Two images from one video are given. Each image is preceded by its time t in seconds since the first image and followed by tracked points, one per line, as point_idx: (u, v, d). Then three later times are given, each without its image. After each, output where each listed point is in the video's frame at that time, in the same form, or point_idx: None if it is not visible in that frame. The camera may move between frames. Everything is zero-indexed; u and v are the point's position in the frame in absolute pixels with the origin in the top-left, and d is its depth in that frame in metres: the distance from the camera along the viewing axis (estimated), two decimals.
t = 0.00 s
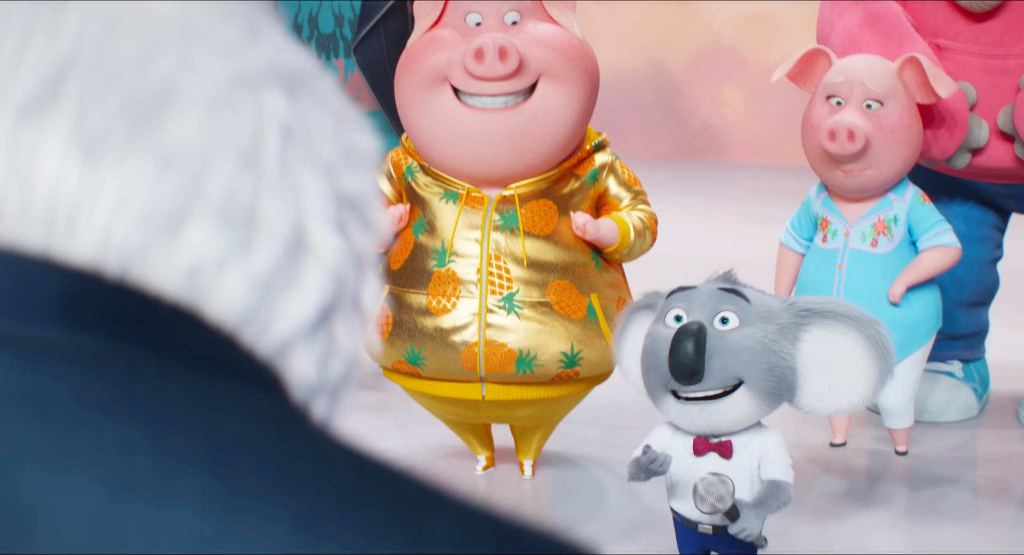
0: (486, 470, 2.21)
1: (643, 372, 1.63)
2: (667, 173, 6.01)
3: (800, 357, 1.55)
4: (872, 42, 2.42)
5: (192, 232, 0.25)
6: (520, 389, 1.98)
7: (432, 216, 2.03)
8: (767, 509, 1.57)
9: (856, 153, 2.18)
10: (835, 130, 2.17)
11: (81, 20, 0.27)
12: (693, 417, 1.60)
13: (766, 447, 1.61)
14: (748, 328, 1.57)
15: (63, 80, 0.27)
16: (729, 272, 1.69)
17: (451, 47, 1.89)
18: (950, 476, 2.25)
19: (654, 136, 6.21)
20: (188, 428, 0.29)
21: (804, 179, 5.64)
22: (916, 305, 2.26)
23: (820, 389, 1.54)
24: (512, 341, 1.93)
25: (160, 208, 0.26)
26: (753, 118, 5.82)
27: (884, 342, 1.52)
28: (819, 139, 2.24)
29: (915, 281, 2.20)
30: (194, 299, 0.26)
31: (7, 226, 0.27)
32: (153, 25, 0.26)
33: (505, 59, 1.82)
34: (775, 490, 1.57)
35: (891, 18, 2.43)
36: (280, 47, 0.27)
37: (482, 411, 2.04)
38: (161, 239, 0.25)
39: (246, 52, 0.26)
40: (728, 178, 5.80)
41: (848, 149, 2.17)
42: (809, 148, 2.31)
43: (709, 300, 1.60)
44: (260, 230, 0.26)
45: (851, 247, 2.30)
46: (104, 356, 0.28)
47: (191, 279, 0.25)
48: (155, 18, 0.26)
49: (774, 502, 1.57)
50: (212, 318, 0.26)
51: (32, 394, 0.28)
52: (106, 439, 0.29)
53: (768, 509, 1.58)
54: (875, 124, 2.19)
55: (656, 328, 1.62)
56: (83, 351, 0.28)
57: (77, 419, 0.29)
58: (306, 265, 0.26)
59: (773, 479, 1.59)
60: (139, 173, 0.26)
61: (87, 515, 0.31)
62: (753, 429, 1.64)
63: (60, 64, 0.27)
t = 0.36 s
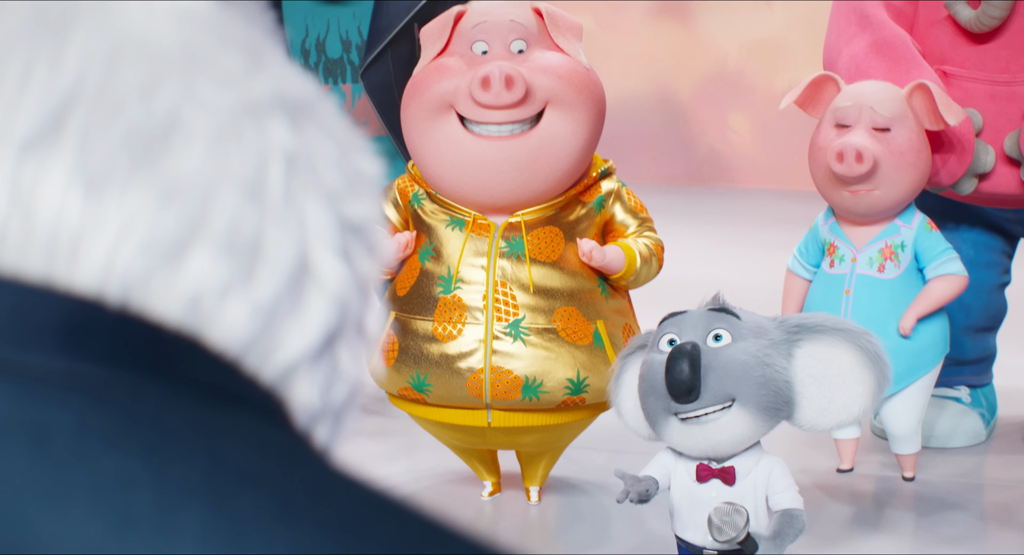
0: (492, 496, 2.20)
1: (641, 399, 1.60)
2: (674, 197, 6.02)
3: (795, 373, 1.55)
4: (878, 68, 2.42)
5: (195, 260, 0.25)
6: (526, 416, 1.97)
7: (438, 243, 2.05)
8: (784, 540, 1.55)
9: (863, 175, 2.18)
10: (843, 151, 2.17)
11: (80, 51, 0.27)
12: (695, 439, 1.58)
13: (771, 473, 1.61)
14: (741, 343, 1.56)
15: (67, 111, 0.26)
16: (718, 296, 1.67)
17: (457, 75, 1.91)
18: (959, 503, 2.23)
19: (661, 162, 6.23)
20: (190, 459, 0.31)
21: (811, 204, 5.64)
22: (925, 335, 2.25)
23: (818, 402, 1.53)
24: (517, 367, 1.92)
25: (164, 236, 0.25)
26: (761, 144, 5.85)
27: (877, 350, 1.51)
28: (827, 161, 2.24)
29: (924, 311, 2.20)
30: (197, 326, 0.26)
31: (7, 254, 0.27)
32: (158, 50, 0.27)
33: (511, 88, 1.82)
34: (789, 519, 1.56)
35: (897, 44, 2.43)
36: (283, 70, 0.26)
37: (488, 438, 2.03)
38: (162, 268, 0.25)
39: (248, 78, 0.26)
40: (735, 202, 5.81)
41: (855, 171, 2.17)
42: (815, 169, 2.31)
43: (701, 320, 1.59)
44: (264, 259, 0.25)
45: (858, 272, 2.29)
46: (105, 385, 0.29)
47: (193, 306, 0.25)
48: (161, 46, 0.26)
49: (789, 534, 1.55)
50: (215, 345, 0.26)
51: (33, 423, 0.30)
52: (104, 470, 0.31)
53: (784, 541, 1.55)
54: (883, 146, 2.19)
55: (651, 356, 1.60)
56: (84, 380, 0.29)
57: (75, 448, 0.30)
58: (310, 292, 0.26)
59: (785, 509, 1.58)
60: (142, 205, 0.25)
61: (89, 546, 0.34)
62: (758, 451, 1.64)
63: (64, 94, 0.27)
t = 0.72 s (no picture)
0: (496, 511, 2.19)
1: (642, 416, 1.60)
2: (678, 212, 6.02)
3: (796, 387, 1.54)
4: (883, 82, 2.44)
5: (194, 280, 0.26)
6: (528, 429, 1.97)
7: (443, 255, 2.05)
8: None
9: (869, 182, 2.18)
10: (850, 158, 2.17)
11: (79, 69, 0.28)
12: (696, 455, 1.58)
13: (773, 488, 1.61)
14: (741, 358, 1.56)
15: (66, 139, 0.28)
16: (716, 311, 1.67)
17: (464, 93, 1.91)
18: (964, 518, 2.22)
19: (664, 178, 6.24)
20: (187, 484, 0.33)
21: (814, 218, 5.65)
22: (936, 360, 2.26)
23: (819, 415, 1.51)
24: (521, 381, 1.92)
25: (160, 259, 0.26)
26: (765, 160, 5.86)
27: (877, 363, 1.49)
28: (833, 167, 2.25)
29: (937, 336, 2.21)
30: (194, 344, 0.27)
31: (7, 273, 0.30)
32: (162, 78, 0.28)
33: (518, 106, 1.83)
34: (792, 534, 1.54)
35: (903, 59, 2.43)
36: (282, 93, 0.28)
37: (492, 452, 2.02)
38: (161, 287, 0.26)
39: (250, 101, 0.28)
40: (739, 217, 5.81)
41: (860, 178, 2.17)
42: (821, 175, 2.31)
43: (700, 337, 1.58)
44: (263, 280, 0.26)
45: (864, 286, 2.29)
46: (102, 405, 0.31)
47: (191, 325, 0.26)
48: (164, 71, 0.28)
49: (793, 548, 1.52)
50: (213, 361, 0.27)
51: (34, 443, 0.33)
52: (103, 494, 0.34)
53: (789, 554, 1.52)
54: (892, 154, 2.19)
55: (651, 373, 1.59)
56: (79, 400, 0.31)
57: (71, 466, 0.33)
58: (311, 311, 0.26)
59: (788, 523, 1.56)
60: (143, 228, 0.26)
61: None
62: (761, 465, 1.64)
63: (61, 124, 0.28)
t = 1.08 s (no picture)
0: (500, 523, 2.17)
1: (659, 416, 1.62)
2: (681, 223, 6.01)
3: (814, 411, 1.51)
4: (887, 92, 2.44)
5: (193, 294, 0.30)
6: (538, 433, 1.95)
7: (449, 260, 2.05)
8: None
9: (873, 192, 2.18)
10: (854, 168, 2.17)
11: (81, 93, 0.31)
12: (702, 466, 1.58)
13: (782, 502, 1.59)
14: (761, 373, 1.55)
15: (64, 164, 0.31)
16: (750, 319, 1.68)
17: (475, 100, 1.92)
18: (969, 531, 2.21)
19: (668, 189, 6.24)
20: (187, 505, 0.38)
21: (818, 230, 5.63)
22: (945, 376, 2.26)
23: (835, 442, 1.49)
24: (530, 382, 1.91)
25: (157, 276, 0.30)
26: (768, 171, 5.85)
27: (902, 398, 1.48)
28: (837, 177, 2.24)
29: (945, 352, 2.20)
30: (193, 358, 0.31)
31: (8, 290, 0.32)
32: (160, 97, 0.31)
33: (532, 112, 1.85)
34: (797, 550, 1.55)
35: (907, 69, 2.43)
36: (284, 104, 0.32)
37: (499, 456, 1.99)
38: (161, 303, 0.30)
39: (252, 115, 0.32)
40: (742, 228, 5.80)
41: (864, 188, 2.17)
42: (826, 183, 2.30)
43: (725, 343, 1.59)
44: (262, 296, 0.31)
45: (869, 298, 2.28)
46: (101, 423, 0.36)
47: (190, 339, 0.30)
48: (161, 92, 0.31)
49: None
50: (212, 372, 0.31)
51: (31, 465, 0.38)
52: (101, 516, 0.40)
53: None
54: (897, 163, 2.19)
55: (674, 374, 1.62)
56: (79, 418, 0.36)
57: (69, 484, 0.38)
58: (311, 324, 0.32)
59: (794, 538, 1.57)
60: (141, 244, 0.30)
61: None
62: (771, 479, 1.62)
63: (55, 153, 0.31)
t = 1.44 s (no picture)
0: (501, 531, 2.14)
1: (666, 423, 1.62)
2: (684, 231, 5.99)
3: (822, 422, 1.50)
4: (889, 98, 2.45)
5: (193, 304, 0.37)
6: (549, 435, 1.93)
7: (458, 262, 2.02)
8: None
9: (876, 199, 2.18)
10: (857, 175, 2.17)
11: (82, 97, 0.38)
12: (707, 474, 1.57)
13: (787, 511, 1.58)
14: (769, 385, 1.55)
15: (64, 171, 0.37)
16: (760, 330, 1.67)
17: (479, 92, 1.95)
18: (972, 537, 2.20)
19: (671, 196, 6.22)
20: (186, 523, 0.42)
21: (822, 236, 5.61)
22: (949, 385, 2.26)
23: (841, 455, 1.49)
24: (542, 383, 1.90)
25: (157, 285, 0.37)
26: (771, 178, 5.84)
27: (909, 412, 1.48)
28: (840, 184, 2.24)
29: (949, 360, 2.19)
30: (194, 366, 0.38)
31: (9, 298, 0.38)
32: (163, 107, 0.38)
33: (536, 97, 1.88)
34: None
35: (909, 74, 2.43)
36: (283, 121, 0.40)
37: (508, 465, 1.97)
38: (162, 313, 0.37)
39: (251, 123, 0.40)
40: (746, 236, 5.78)
41: (866, 195, 2.17)
42: (828, 191, 2.31)
43: (733, 354, 1.59)
44: (262, 301, 0.39)
45: (872, 304, 2.28)
46: (101, 432, 0.40)
47: (191, 347, 0.37)
48: (162, 99, 0.38)
49: None
50: (209, 379, 0.38)
51: (30, 480, 0.41)
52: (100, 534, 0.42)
53: None
54: (900, 170, 2.19)
55: (681, 384, 1.62)
56: (80, 428, 0.40)
57: (69, 503, 0.42)
58: (313, 331, 0.40)
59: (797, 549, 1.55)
60: (142, 252, 0.37)
61: None
62: (775, 488, 1.62)
63: (59, 156, 0.37)
